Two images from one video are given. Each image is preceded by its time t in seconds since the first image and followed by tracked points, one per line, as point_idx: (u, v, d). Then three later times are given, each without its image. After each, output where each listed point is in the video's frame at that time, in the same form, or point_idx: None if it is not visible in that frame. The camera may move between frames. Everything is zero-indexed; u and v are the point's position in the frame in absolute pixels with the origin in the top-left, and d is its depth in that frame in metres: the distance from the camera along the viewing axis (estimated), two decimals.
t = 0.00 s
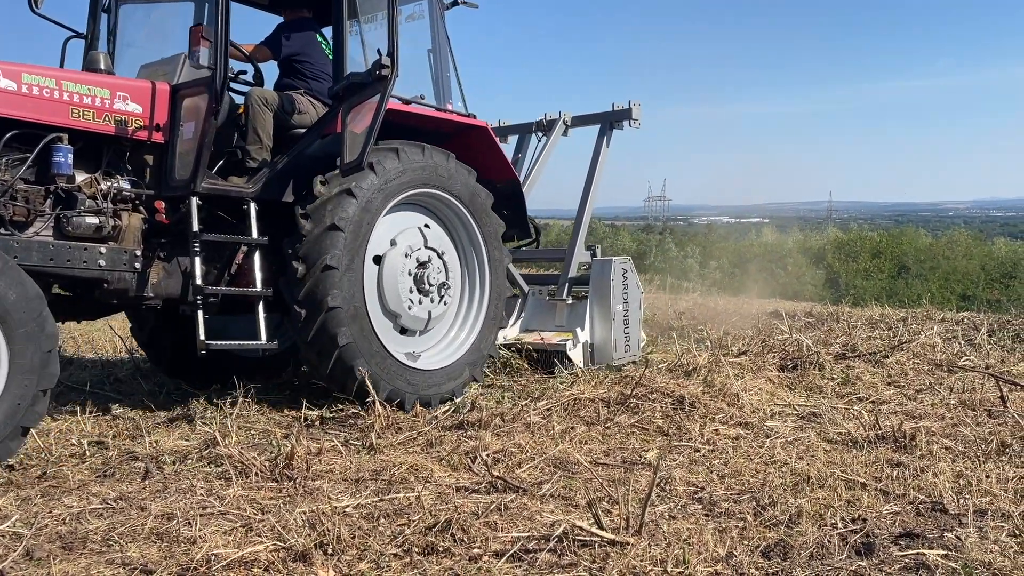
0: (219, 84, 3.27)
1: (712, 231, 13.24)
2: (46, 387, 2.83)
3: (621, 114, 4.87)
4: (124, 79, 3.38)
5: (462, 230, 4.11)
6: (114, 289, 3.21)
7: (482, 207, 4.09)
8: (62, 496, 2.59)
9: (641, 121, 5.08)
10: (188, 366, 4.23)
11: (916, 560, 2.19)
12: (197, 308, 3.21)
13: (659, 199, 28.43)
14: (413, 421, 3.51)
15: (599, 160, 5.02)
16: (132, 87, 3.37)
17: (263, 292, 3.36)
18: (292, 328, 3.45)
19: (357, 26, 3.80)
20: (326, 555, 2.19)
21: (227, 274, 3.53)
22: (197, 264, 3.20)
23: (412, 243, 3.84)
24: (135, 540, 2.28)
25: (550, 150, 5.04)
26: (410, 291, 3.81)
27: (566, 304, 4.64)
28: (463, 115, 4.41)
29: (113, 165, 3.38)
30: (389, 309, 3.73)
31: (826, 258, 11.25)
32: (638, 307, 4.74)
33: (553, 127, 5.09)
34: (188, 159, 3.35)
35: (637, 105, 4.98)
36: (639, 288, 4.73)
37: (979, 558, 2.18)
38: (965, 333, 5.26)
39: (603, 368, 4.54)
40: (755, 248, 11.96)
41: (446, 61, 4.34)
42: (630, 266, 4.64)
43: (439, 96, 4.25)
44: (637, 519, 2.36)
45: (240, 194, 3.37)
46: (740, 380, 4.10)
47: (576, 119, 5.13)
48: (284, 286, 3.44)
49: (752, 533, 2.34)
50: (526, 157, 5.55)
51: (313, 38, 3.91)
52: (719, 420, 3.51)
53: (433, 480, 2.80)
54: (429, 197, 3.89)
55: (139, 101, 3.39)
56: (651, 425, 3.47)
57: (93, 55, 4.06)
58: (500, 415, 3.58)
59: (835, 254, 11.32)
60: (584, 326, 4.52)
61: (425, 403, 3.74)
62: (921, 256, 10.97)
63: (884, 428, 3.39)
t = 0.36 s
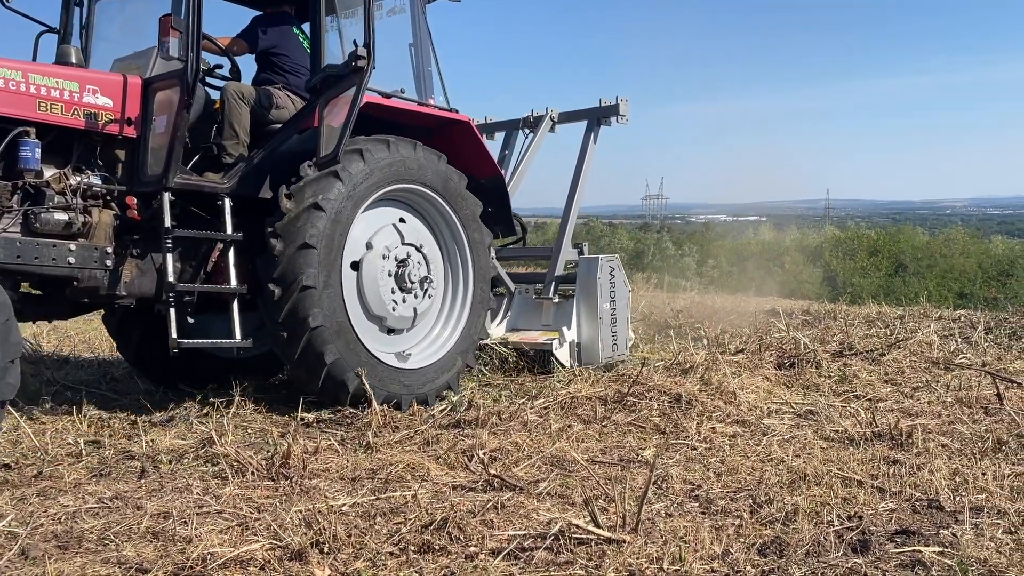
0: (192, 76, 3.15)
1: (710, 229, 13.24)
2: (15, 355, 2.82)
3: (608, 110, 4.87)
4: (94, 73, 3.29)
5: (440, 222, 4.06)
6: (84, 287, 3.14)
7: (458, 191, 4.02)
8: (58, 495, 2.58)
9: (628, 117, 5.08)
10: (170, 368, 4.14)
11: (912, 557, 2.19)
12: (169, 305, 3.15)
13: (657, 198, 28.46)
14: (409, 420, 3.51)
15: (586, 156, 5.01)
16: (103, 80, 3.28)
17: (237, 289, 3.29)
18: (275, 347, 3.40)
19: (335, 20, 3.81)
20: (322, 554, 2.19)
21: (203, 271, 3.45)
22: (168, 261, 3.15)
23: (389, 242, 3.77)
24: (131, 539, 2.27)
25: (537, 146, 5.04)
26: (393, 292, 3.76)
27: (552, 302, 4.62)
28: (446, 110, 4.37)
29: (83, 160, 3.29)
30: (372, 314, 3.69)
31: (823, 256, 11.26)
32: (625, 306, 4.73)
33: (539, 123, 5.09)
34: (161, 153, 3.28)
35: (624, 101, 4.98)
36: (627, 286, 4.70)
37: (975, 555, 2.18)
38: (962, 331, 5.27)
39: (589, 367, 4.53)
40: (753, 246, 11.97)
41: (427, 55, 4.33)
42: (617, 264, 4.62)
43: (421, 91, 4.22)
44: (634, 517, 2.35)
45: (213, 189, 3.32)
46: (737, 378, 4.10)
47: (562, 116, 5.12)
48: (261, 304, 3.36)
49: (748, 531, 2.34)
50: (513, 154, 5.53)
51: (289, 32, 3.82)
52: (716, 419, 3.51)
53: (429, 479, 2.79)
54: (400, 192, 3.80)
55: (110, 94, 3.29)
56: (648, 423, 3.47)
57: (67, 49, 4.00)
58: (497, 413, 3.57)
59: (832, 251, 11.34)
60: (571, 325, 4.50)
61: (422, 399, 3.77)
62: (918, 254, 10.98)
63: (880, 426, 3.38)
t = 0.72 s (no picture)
0: (165, 70, 3.13)
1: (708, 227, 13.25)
2: None
3: (595, 106, 4.86)
4: (67, 67, 3.23)
5: (417, 211, 3.92)
6: (56, 286, 3.02)
7: (433, 176, 3.90)
8: (57, 494, 2.57)
9: (615, 113, 5.08)
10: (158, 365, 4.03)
11: (911, 552, 2.20)
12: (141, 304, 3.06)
13: (654, 195, 28.53)
14: (408, 418, 3.51)
15: (574, 152, 5.01)
16: (75, 74, 3.22)
17: (213, 288, 3.22)
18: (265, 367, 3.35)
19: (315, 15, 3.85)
20: (322, 551, 2.19)
21: (181, 271, 3.34)
22: (142, 259, 3.05)
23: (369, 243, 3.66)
24: (130, 537, 2.27)
25: (524, 142, 5.03)
26: (377, 294, 3.69)
27: (539, 301, 4.61)
28: (430, 107, 4.33)
29: (55, 156, 3.21)
30: (357, 320, 3.63)
31: (822, 254, 11.26)
32: (614, 304, 4.69)
33: (526, 120, 5.08)
34: (135, 149, 3.22)
35: (611, 96, 4.98)
36: (615, 282, 4.66)
37: (973, 550, 2.19)
38: (960, 328, 5.28)
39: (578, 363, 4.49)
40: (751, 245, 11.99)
41: (411, 50, 4.33)
42: (605, 261, 4.58)
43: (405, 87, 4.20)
44: (633, 513, 2.36)
45: (189, 185, 3.24)
46: (736, 375, 4.11)
47: (548, 112, 5.12)
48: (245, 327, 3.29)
49: (748, 527, 2.34)
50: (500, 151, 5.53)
51: (271, 27, 3.76)
52: (714, 415, 3.52)
53: (429, 476, 2.79)
54: (373, 189, 3.67)
55: (82, 89, 3.22)
56: (647, 420, 3.47)
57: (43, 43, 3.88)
58: (496, 411, 3.57)
59: (830, 249, 11.33)
60: (559, 323, 4.49)
61: (420, 394, 3.76)
62: (916, 251, 10.98)
63: (879, 422, 3.39)
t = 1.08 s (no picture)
0: (141, 67, 3.05)
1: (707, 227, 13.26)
2: None
3: (584, 102, 4.86)
4: (41, 63, 3.15)
5: (395, 203, 3.84)
6: (31, 287, 2.95)
7: (408, 166, 3.80)
8: (57, 494, 2.57)
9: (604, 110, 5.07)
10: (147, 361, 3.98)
11: (911, 550, 2.20)
12: (116, 306, 3.01)
13: (654, 194, 28.56)
14: (409, 417, 3.52)
15: (563, 149, 5.00)
16: (49, 71, 3.14)
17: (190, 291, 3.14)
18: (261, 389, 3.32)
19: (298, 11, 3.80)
20: (322, 550, 2.19)
21: (161, 272, 3.31)
22: (118, 260, 3.00)
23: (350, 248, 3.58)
24: (130, 537, 2.27)
25: (513, 139, 5.02)
26: (364, 299, 3.63)
27: (529, 300, 4.61)
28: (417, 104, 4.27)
29: (29, 154, 3.15)
30: (346, 327, 3.59)
31: (821, 253, 11.25)
32: (604, 302, 4.69)
33: (514, 117, 5.08)
34: (112, 147, 3.13)
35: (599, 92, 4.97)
36: (606, 281, 4.67)
37: (972, 548, 2.19)
38: (960, 326, 5.28)
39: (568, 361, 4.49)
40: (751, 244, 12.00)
41: (398, 47, 4.22)
42: (594, 259, 4.59)
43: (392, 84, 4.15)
44: (633, 512, 2.36)
45: (167, 185, 3.16)
46: (736, 374, 4.11)
47: (535, 109, 5.11)
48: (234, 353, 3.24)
49: (748, 525, 2.34)
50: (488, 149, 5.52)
51: (254, 23, 3.72)
52: (714, 414, 3.52)
53: (429, 475, 2.79)
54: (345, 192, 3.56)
55: (57, 86, 3.15)
56: (647, 418, 3.48)
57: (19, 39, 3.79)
58: (496, 410, 3.58)
59: (830, 248, 11.30)
60: (549, 321, 4.50)
61: (419, 388, 3.79)
62: (915, 250, 10.96)
63: (879, 420, 3.39)
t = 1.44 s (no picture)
0: (112, 65, 3.00)
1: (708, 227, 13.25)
2: None
3: (572, 100, 4.85)
4: (10, 63, 3.10)
5: (369, 197, 3.74)
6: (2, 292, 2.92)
7: (377, 156, 3.70)
8: (59, 498, 2.58)
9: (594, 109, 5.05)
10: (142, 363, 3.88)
11: (913, 551, 2.20)
12: (89, 312, 2.96)
13: (654, 195, 28.57)
14: (410, 419, 3.53)
15: (552, 148, 4.98)
16: (19, 71, 3.09)
17: (165, 295, 3.09)
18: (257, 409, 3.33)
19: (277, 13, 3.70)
20: (324, 553, 2.19)
21: (138, 276, 3.23)
22: (90, 264, 2.96)
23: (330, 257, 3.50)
24: (133, 541, 2.27)
25: (501, 138, 5.00)
26: (348, 306, 3.59)
27: (518, 301, 4.55)
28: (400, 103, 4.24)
29: None
30: (335, 334, 3.59)
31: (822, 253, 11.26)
32: (594, 302, 4.65)
33: (502, 116, 5.06)
34: (84, 148, 3.09)
35: (588, 90, 4.95)
36: (595, 281, 4.62)
37: (975, 548, 2.19)
38: (961, 326, 5.27)
39: (558, 364, 4.45)
40: (752, 243, 12.01)
41: (380, 46, 4.21)
42: (584, 259, 4.55)
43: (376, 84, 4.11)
44: (635, 514, 2.36)
45: (142, 187, 3.11)
46: (737, 374, 4.11)
47: (524, 108, 5.10)
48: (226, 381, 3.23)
49: (750, 526, 2.34)
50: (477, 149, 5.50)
51: (234, 21, 3.67)
52: (715, 415, 3.52)
53: (431, 478, 2.79)
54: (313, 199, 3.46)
55: (27, 86, 3.10)
56: (648, 420, 3.48)
57: None
58: (497, 412, 3.58)
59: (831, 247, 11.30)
60: (538, 323, 4.45)
61: (417, 377, 3.83)
62: (916, 249, 10.94)
63: (880, 421, 3.39)
